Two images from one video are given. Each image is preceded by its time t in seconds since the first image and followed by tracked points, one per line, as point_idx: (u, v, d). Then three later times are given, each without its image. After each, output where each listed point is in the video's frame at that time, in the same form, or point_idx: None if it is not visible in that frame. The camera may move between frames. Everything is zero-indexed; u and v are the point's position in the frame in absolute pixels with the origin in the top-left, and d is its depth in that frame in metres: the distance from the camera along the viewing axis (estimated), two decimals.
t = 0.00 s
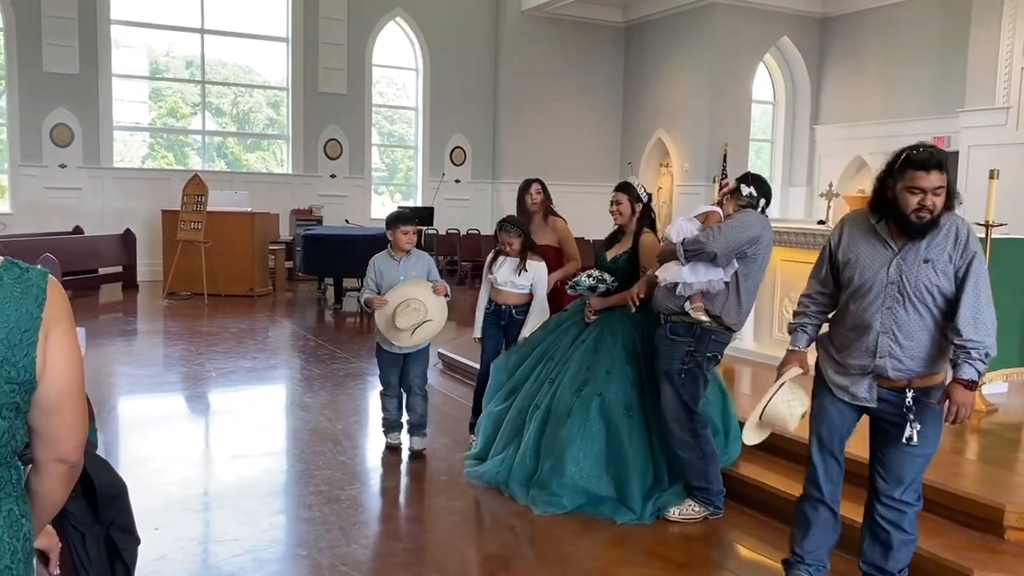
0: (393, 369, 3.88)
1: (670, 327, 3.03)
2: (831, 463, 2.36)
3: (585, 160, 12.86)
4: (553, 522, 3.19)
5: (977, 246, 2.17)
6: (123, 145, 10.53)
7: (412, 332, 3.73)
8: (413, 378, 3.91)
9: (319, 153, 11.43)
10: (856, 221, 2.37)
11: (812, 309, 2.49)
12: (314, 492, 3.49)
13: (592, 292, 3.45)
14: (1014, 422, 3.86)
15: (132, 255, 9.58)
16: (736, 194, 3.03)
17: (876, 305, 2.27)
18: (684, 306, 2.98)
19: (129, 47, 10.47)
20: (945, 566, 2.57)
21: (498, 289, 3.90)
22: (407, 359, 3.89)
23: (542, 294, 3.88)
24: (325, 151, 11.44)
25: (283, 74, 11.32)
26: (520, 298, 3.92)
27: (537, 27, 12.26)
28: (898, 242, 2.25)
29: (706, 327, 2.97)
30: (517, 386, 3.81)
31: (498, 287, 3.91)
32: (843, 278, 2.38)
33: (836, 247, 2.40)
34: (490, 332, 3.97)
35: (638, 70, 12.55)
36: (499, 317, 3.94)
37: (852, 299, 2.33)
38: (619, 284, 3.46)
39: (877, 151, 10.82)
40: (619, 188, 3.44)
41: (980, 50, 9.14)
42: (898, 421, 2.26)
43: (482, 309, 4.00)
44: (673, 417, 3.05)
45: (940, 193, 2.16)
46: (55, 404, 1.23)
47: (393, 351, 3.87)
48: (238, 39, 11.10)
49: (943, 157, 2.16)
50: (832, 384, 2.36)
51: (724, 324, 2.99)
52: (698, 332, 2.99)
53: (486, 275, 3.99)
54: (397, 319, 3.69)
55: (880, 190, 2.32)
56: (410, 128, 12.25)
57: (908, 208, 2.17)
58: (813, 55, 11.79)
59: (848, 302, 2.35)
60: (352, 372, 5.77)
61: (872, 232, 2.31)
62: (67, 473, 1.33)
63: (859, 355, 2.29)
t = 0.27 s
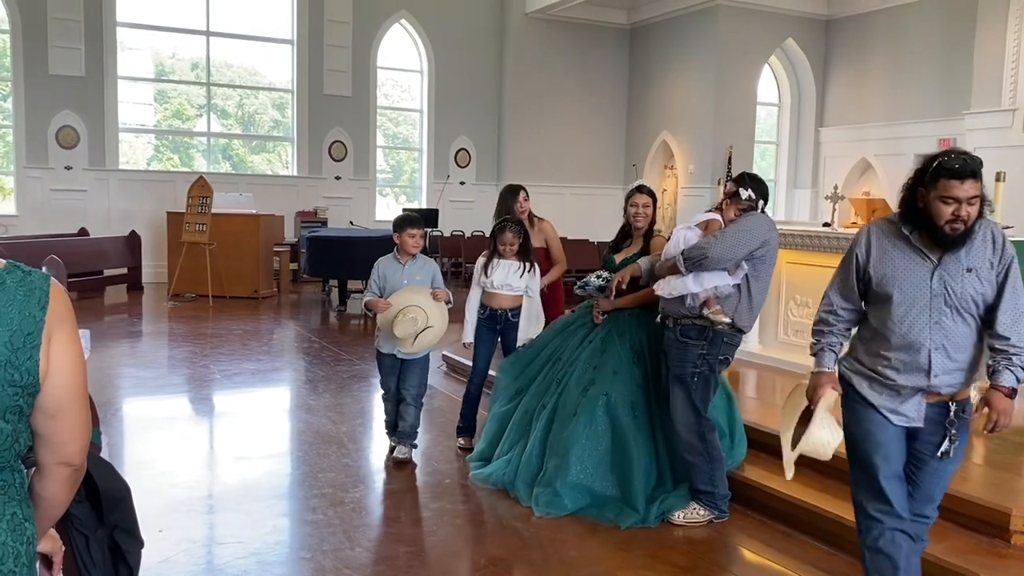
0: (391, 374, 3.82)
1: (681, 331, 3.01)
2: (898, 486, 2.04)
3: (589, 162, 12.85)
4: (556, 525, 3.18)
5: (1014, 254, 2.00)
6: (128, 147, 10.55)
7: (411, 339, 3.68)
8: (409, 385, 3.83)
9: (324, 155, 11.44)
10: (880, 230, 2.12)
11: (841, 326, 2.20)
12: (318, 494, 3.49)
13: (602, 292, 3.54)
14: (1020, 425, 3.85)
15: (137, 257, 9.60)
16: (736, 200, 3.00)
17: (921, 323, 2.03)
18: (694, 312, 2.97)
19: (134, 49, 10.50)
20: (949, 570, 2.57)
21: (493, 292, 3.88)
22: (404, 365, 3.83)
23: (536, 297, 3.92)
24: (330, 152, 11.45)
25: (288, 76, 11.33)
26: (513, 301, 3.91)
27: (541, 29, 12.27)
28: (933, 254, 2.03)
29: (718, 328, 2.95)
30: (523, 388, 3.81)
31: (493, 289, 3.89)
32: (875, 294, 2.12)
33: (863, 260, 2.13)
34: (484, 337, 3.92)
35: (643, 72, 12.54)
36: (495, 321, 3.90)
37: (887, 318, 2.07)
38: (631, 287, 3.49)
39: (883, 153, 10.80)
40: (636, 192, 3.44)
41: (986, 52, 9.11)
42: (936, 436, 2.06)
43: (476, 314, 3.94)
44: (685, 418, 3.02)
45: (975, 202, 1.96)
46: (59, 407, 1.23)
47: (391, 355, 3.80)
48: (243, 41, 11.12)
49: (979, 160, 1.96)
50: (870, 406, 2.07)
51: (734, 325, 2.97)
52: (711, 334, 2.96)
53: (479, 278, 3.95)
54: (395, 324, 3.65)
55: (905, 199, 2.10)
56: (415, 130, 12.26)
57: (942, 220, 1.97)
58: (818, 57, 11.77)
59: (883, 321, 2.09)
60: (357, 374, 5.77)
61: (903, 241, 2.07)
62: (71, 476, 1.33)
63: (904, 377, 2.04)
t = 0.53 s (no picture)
0: (390, 378, 3.78)
1: (693, 331, 3.00)
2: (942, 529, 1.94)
3: (592, 164, 12.85)
4: (559, 527, 3.18)
5: None
6: (132, 148, 10.57)
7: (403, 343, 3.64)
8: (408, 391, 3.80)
9: (327, 157, 11.45)
10: (900, 249, 2.00)
11: (862, 365, 2.04)
12: (321, 496, 3.48)
13: (607, 294, 3.47)
14: None
15: (140, 259, 9.61)
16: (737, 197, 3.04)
17: (980, 330, 1.92)
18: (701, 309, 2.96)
19: (138, 51, 10.53)
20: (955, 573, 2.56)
21: (475, 295, 3.85)
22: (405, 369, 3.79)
23: (518, 297, 3.88)
24: (333, 154, 11.45)
25: (291, 78, 11.35)
26: (497, 302, 3.88)
27: (544, 31, 12.27)
28: (965, 257, 1.95)
29: (730, 325, 2.95)
30: (529, 388, 3.83)
31: (475, 292, 3.85)
32: (914, 314, 1.99)
33: (894, 285, 1.98)
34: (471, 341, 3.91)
35: (646, 73, 12.54)
36: (480, 324, 3.89)
37: (937, 334, 1.95)
38: (634, 288, 3.47)
39: (886, 154, 10.78)
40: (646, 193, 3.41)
41: (990, 53, 9.10)
42: (991, 459, 1.97)
43: (461, 317, 3.93)
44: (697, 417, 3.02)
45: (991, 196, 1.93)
46: (61, 408, 1.23)
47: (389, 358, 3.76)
48: (246, 43, 11.13)
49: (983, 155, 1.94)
50: (931, 439, 1.95)
51: (745, 323, 2.98)
52: (725, 333, 2.95)
53: (459, 281, 3.91)
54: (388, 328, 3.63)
55: (914, 209, 2.02)
56: (418, 132, 12.27)
57: (960, 217, 1.91)
58: (821, 58, 11.76)
59: (932, 338, 1.96)
60: (359, 376, 5.77)
61: (935, 254, 1.96)
62: (73, 477, 1.33)
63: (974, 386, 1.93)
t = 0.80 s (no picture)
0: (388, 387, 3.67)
1: (708, 330, 2.99)
2: (972, 554, 1.82)
3: (593, 165, 12.85)
4: (560, 529, 3.17)
5: None
6: (133, 150, 10.58)
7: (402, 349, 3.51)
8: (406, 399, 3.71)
9: (328, 158, 11.46)
10: (933, 249, 1.86)
11: (903, 376, 1.86)
12: (321, 498, 3.48)
13: (609, 296, 3.50)
14: None
15: (141, 260, 9.61)
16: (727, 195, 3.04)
17: None
18: (706, 312, 2.97)
19: (139, 53, 10.55)
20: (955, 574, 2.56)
21: (467, 297, 3.83)
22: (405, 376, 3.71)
23: (509, 297, 3.91)
24: (334, 155, 11.46)
25: (292, 79, 11.35)
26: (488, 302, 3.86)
27: (545, 33, 12.28)
28: (1003, 252, 1.84)
29: (745, 324, 2.98)
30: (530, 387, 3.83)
31: (468, 295, 3.83)
32: (954, 321, 1.84)
33: (934, 290, 1.83)
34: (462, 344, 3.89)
35: (647, 75, 12.55)
36: (474, 326, 3.86)
37: (986, 337, 1.79)
38: (636, 288, 3.52)
39: (887, 156, 10.78)
40: (644, 196, 3.45)
41: (990, 54, 9.09)
42: None
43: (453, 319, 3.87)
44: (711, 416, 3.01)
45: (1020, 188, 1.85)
46: (60, 410, 1.23)
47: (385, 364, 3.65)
48: (247, 45, 11.15)
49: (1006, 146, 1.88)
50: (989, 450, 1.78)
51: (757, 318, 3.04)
52: (743, 332, 2.99)
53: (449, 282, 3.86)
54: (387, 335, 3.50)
55: (937, 208, 1.92)
56: (419, 133, 12.28)
57: (993, 206, 1.82)
58: (822, 60, 11.76)
59: (980, 344, 1.80)
60: (360, 378, 5.77)
61: (974, 252, 1.83)
62: (73, 479, 1.33)
63: None
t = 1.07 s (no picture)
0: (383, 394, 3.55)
1: (714, 333, 2.98)
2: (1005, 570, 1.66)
3: (591, 165, 12.86)
4: (558, 529, 3.17)
5: None
6: (131, 151, 10.57)
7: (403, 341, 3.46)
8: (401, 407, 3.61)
9: (327, 159, 11.46)
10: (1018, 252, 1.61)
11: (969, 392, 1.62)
12: (319, 499, 3.48)
13: (608, 295, 3.51)
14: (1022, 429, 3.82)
15: (139, 261, 9.61)
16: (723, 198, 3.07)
17: None
18: (709, 316, 2.96)
19: (137, 53, 10.54)
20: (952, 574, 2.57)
21: (460, 299, 3.79)
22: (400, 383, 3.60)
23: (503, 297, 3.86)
24: (332, 156, 11.46)
25: (290, 80, 11.35)
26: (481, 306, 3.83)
27: (543, 33, 12.28)
28: None
29: (748, 325, 2.99)
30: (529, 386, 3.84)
31: (460, 297, 3.79)
32: None
33: (1017, 302, 1.59)
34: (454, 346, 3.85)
35: (645, 75, 12.56)
36: (465, 330, 3.83)
37: None
38: (634, 288, 3.54)
39: (885, 156, 10.80)
40: (639, 197, 3.47)
41: (988, 55, 9.10)
42: None
43: (445, 323, 3.89)
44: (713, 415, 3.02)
45: None
46: (56, 411, 1.23)
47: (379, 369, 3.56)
48: (245, 45, 11.14)
49: None
50: None
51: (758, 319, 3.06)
52: (751, 334, 3.00)
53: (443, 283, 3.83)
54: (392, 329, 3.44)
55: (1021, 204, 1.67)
56: (417, 133, 12.28)
57: None
58: (820, 60, 11.77)
59: None
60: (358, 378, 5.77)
61: None
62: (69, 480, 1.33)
63: None
